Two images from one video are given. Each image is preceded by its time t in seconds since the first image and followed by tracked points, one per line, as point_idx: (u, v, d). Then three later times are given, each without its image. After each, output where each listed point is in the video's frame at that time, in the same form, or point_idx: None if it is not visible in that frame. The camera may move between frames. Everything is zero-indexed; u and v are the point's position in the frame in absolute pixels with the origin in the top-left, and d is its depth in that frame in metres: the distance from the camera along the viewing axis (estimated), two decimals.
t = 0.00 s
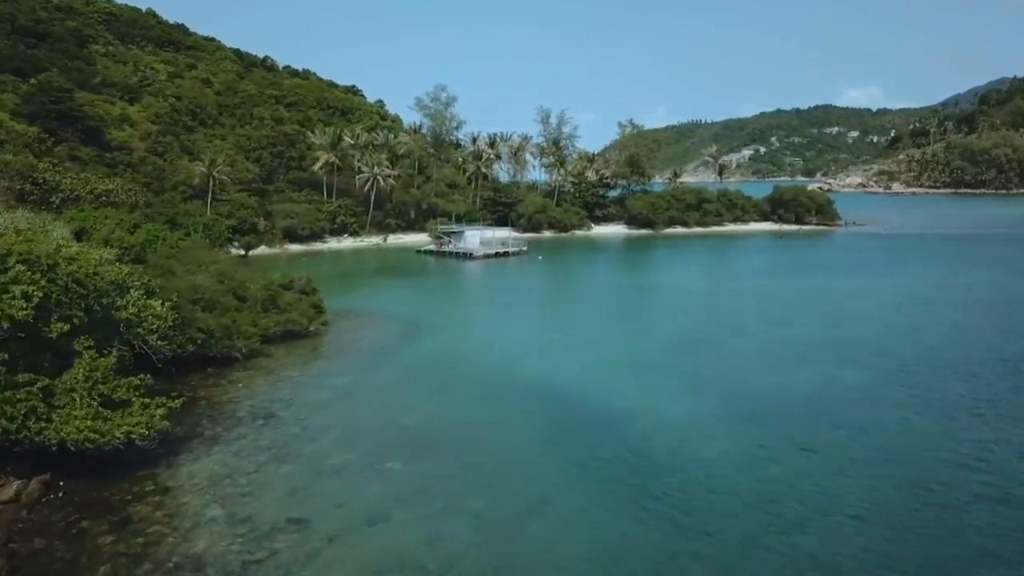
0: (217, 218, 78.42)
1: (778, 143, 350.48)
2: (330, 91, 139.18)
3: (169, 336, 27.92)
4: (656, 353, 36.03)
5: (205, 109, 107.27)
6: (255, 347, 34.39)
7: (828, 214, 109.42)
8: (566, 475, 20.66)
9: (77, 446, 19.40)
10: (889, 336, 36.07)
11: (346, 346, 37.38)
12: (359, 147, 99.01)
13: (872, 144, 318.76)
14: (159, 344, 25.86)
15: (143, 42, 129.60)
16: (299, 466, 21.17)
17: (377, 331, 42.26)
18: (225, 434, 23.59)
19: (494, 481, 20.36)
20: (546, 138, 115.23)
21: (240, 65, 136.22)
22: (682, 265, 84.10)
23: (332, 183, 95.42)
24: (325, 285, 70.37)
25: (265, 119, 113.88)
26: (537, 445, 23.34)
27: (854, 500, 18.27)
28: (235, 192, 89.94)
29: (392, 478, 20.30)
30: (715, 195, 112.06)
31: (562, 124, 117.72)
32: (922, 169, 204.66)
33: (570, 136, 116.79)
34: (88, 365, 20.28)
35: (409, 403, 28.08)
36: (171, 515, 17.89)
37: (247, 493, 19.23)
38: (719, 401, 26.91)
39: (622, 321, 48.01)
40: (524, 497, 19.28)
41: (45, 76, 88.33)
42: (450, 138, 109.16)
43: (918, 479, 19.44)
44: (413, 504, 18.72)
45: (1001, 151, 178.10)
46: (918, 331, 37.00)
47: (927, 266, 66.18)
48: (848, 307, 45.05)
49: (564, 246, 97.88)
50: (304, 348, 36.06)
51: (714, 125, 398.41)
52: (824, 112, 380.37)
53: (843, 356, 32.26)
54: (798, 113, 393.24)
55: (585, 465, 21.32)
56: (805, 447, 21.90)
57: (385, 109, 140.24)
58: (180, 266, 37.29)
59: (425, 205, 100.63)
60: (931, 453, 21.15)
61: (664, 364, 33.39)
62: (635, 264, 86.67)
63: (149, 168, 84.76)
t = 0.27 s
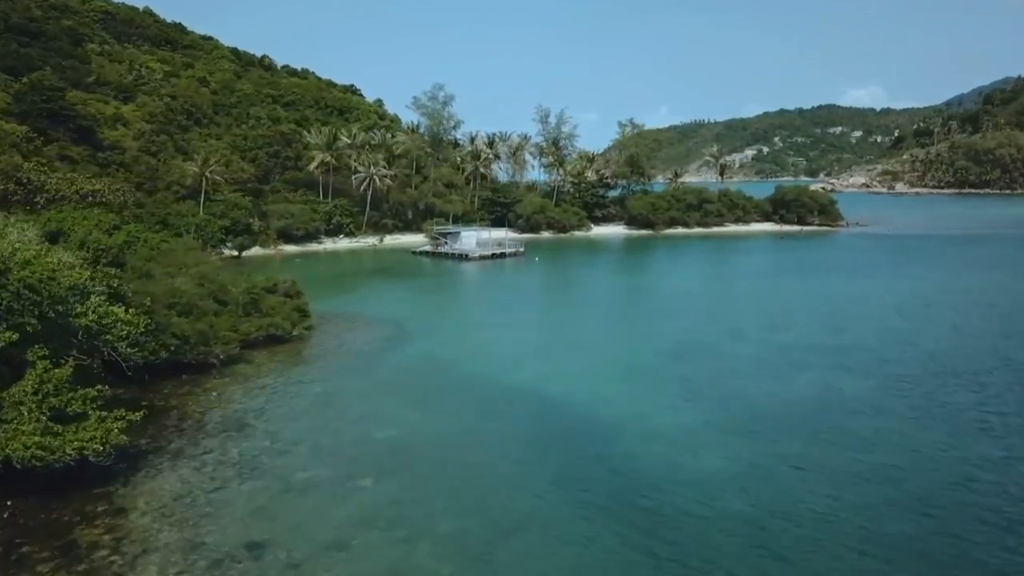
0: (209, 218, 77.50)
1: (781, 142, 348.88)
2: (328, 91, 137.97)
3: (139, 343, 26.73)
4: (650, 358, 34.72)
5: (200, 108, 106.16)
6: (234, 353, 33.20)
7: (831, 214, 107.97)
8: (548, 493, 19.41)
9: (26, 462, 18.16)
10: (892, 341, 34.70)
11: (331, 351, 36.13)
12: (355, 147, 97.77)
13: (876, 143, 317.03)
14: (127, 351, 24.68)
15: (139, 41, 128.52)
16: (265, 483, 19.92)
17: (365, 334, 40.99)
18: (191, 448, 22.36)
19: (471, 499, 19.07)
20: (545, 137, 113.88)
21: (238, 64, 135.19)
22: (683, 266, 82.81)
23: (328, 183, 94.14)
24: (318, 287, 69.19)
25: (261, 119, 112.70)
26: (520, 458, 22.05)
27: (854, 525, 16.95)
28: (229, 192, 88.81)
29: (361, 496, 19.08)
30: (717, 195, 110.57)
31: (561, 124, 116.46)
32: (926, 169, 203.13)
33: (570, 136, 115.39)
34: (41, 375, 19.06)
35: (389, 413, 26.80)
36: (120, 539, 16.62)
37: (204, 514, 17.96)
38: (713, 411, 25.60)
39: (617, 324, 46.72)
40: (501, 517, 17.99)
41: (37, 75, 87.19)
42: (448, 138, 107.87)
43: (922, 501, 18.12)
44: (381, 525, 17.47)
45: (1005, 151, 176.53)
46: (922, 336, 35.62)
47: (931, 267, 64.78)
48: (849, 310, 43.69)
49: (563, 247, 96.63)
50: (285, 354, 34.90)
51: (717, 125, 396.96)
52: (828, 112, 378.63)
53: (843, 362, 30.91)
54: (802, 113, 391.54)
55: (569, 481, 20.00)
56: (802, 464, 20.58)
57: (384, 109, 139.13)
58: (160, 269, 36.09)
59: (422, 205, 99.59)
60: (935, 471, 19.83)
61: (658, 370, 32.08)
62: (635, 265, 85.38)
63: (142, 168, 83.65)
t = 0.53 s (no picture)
0: (202, 218, 77.06)
1: (784, 142, 347.47)
2: (326, 90, 136.93)
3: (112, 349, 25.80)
4: (645, 365, 33.63)
5: (196, 107, 105.19)
6: (214, 358, 32.22)
7: (833, 215, 106.72)
8: (530, 512, 18.34)
9: None
10: (892, 348, 33.48)
11: (316, 356, 35.11)
12: (351, 147, 96.73)
13: (879, 143, 315.56)
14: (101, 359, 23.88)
15: (136, 40, 127.65)
16: (232, 499, 18.87)
17: (352, 338, 39.96)
18: (159, 461, 21.35)
19: (448, 518, 17.97)
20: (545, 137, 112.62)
21: (235, 63, 134.29)
22: (682, 268, 81.73)
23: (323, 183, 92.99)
24: (311, 288, 68.35)
25: (258, 118, 111.69)
26: (503, 473, 20.94)
27: (848, 550, 15.82)
28: (223, 192, 87.93)
29: (332, 515, 18.05)
30: (717, 196, 109.20)
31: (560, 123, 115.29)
32: (929, 169, 201.77)
33: (569, 135, 114.17)
34: None
35: (371, 423, 25.70)
36: (73, 559, 15.60)
37: (164, 533, 16.93)
38: (707, 423, 24.49)
39: (612, 327, 45.69)
40: (478, 540, 16.88)
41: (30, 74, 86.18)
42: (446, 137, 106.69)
43: (923, 524, 16.91)
44: (350, 548, 16.43)
45: (1009, 150, 175.13)
46: (922, 343, 34.42)
47: (934, 270, 63.60)
48: (849, 315, 42.50)
49: (562, 247, 95.59)
50: (268, 359, 33.89)
51: (719, 125, 395.63)
52: (831, 112, 377.11)
53: (842, 371, 29.75)
54: (804, 113, 390.02)
55: (552, 500, 18.90)
56: (795, 482, 19.47)
57: (382, 108, 138.12)
58: (140, 271, 35.24)
59: (419, 206, 98.60)
60: (935, 490, 18.69)
61: (651, 378, 31.01)
62: (634, 267, 84.32)
63: (135, 168, 82.74)
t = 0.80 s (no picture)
0: (194, 219, 76.57)
1: (786, 142, 346.05)
2: (323, 89, 135.89)
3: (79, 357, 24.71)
4: (638, 372, 32.42)
5: (191, 106, 104.23)
6: (192, 364, 31.12)
7: (835, 215, 105.34)
8: (510, 533, 17.18)
9: None
10: (893, 355, 32.24)
11: (299, 362, 33.96)
12: (347, 146, 95.66)
13: (882, 143, 314.00)
14: (68, 366, 22.84)
15: (132, 39, 126.78)
16: (193, 519, 17.74)
17: (338, 341, 38.79)
18: (122, 476, 20.26)
19: (422, 541, 16.79)
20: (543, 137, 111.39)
21: (232, 62, 133.41)
22: (681, 269, 80.61)
23: (318, 183, 91.86)
24: (304, 290, 67.36)
25: (254, 118, 110.65)
26: (483, 492, 19.73)
27: None
28: (217, 192, 86.99)
29: (299, 537, 16.90)
30: (717, 196, 107.87)
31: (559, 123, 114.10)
32: (932, 169, 200.37)
33: (568, 135, 112.95)
34: None
35: (349, 433, 24.50)
36: None
37: (116, 557, 15.83)
38: (700, 435, 23.32)
39: (607, 330, 44.48)
40: (452, 565, 15.72)
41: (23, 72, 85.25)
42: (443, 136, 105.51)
43: (925, 552, 15.70)
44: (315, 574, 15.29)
45: (1013, 150, 173.62)
46: (925, 349, 33.17)
47: (936, 272, 62.34)
48: (850, 319, 41.25)
49: (560, 248, 94.52)
50: (250, 366, 32.76)
51: (721, 125, 394.32)
52: (833, 112, 375.54)
53: (842, 379, 28.51)
54: (807, 113, 388.48)
55: (534, 521, 17.74)
56: (788, 503, 18.27)
57: (380, 108, 137.13)
58: (119, 274, 34.16)
59: (415, 206, 97.51)
60: (938, 513, 17.47)
61: (644, 385, 29.83)
62: (632, 268, 83.21)
63: (127, 168, 81.76)
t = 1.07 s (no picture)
0: (185, 219, 75.57)
1: (789, 142, 344.48)
2: (320, 89, 134.67)
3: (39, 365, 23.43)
4: (630, 381, 31.08)
5: (185, 104, 103.09)
6: (165, 371, 29.94)
7: (837, 215, 103.92)
8: (479, 564, 16.00)
9: None
10: (893, 364, 30.93)
11: (277, 369, 32.65)
12: (343, 146, 94.43)
13: (885, 142, 312.21)
14: (23, 376, 21.56)
15: (127, 37, 125.75)
16: (140, 544, 16.53)
17: (322, 346, 37.47)
18: (74, 494, 19.07)
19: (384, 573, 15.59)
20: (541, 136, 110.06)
21: (229, 61, 132.39)
22: (681, 271, 79.33)
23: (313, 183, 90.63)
24: (297, 292, 66.14)
25: (249, 117, 109.47)
26: (454, 518, 18.42)
27: None
28: (210, 192, 85.82)
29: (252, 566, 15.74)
30: (718, 196, 106.44)
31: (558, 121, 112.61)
32: (936, 169, 198.79)
33: (567, 134, 111.59)
34: None
35: (321, 449, 23.22)
36: None
37: None
38: (689, 454, 22.04)
39: (602, 335, 43.13)
40: None
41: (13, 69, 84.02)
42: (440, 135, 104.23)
43: None
44: None
45: (1018, 150, 172.03)
46: (926, 358, 31.85)
47: (939, 275, 60.94)
48: (849, 325, 39.92)
49: (558, 249, 93.30)
50: (227, 373, 31.60)
51: (723, 125, 392.78)
52: (836, 112, 373.75)
53: (839, 390, 27.22)
54: (810, 112, 386.71)
55: (505, 550, 16.58)
56: (778, 532, 17.01)
57: (378, 107, 135.93)
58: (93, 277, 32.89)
59: (412, 206, 96.27)
60: (938, 544, 16.20)
61: (635, 397, 28.50)
62: (631, 270, 81.97)
63: (118, 167, 80.62)
